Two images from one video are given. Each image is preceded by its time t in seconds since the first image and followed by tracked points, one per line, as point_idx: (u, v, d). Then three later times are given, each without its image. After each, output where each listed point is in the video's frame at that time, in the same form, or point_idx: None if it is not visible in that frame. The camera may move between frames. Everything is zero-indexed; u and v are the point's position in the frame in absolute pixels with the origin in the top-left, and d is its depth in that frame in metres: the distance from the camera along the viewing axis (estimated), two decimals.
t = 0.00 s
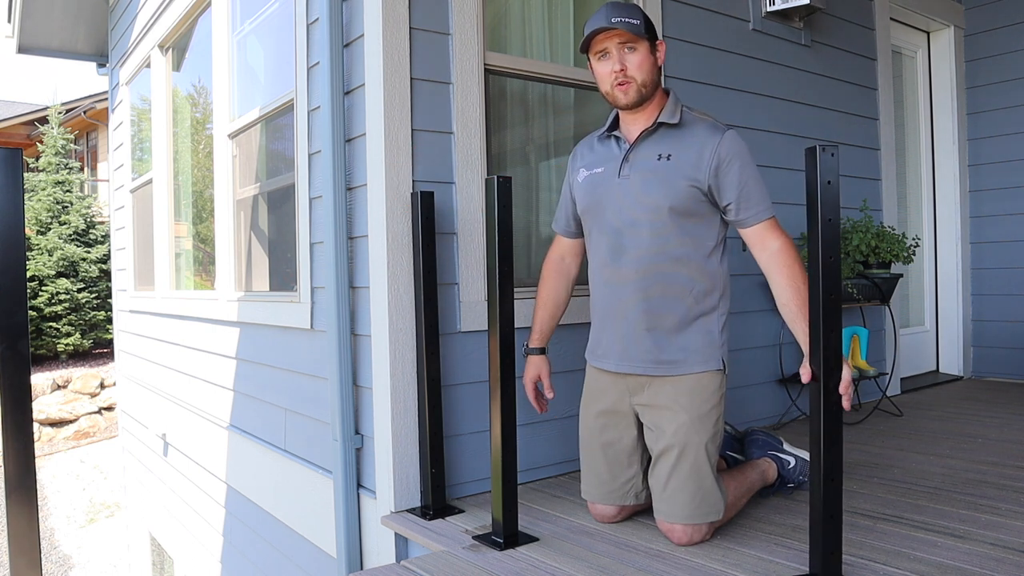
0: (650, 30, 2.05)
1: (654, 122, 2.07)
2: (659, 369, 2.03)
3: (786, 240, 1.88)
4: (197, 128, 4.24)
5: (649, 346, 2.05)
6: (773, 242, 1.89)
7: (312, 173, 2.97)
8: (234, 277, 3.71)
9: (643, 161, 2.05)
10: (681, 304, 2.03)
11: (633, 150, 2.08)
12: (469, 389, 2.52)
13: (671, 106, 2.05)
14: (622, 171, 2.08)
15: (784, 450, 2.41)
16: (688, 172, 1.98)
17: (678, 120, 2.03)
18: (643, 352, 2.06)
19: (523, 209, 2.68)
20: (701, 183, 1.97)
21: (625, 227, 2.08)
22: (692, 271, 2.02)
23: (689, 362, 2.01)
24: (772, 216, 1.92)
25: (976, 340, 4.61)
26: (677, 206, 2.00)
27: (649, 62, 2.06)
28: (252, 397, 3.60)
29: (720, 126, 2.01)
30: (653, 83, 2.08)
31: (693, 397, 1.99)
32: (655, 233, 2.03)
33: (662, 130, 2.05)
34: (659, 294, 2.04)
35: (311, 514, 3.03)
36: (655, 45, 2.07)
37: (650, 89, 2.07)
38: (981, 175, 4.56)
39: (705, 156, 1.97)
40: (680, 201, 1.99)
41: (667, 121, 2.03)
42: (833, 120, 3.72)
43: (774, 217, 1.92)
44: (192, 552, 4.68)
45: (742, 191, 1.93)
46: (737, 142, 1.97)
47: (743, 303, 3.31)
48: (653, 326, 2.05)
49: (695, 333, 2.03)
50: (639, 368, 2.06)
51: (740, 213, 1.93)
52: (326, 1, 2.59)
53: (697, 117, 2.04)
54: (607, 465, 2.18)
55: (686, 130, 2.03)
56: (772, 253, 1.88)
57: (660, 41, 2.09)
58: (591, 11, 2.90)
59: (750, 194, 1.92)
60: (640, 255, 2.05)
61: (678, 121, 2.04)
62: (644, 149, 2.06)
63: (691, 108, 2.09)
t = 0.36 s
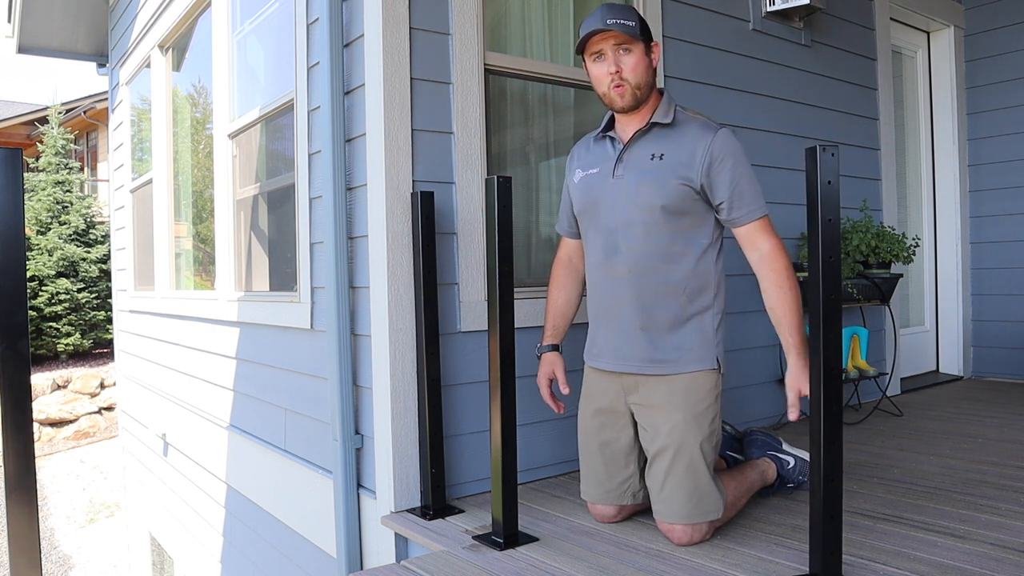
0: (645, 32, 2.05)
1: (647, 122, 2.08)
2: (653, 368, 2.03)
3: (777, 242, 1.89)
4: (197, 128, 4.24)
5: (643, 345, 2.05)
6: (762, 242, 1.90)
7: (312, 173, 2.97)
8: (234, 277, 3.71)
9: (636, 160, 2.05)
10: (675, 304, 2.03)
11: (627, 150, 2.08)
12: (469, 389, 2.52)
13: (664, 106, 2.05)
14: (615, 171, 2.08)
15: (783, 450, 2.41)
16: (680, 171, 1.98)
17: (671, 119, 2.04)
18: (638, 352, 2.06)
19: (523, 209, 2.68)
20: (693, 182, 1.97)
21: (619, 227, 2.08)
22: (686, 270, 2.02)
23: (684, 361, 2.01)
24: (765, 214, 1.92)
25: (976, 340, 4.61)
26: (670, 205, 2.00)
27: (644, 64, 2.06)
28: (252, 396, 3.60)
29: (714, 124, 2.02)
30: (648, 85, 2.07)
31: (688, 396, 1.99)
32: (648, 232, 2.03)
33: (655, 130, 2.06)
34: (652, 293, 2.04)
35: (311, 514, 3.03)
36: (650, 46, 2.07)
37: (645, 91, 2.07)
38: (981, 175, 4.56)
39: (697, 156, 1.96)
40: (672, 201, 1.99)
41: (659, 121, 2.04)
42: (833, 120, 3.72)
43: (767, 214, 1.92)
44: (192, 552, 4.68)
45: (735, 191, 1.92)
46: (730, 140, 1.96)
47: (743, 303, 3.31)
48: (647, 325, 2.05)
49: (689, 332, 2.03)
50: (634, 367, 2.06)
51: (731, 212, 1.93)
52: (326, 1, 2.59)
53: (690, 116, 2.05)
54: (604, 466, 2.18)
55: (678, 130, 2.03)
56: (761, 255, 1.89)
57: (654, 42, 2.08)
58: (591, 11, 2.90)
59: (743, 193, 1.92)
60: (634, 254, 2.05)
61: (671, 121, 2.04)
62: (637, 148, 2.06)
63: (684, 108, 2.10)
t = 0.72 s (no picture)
0: (646, 34, 2.05)
1: (648, 122, 2.08)
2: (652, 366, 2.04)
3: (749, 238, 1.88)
4: (197, 128, 4.24)
5: (644, 342, 2.05)
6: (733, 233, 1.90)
7: (312, 173, 2.97)
8: (234, 277, 3.71)
9: (636, 158, 2.05)
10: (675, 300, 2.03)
11: (627, 148, 2.09)
12: (470, 389, 2.52)
13: (664, 106, 2.07)
14: (616, 169, 2.09)
15: (784, 450, 2.40)
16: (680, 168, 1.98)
17: (671, 119, 2.05)
18: (639, 349, 2.06)
19: (523, 209, 2.68)
20: (691, 179, 1.97)
21: (619, 225, 2.09)
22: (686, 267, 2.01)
23: (684, 358, 2.00)
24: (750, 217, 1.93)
25: (976, 340, 4.61)
26: (670, 201, 1.99)
27: (645, 66, 2.07)
28: (252, 396, 3.60)
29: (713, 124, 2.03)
30: (649, 86, 2.08)
31: (688, 396, 1.99)
32: (648, 230, 2.03)
33: (656, 129, 2.07)
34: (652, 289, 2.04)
35: (310, 514, 3.03)
36: (650, 48, 2.07)
37: (645, 92, 2.07)
38: (981, 175, 4.56)
39: (696, 154, 1.97)
40: (671, 198, 1.99)
41: (661, 121, 2.06)
42: (833, 120, 3.72)
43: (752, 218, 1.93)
44: (191, 552, 4.68)
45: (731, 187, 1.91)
46: (727, 139, 1.96)
47: (743, 303, 3.31)
48: (649, 322, 2.05)
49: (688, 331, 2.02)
50: (636, 364, 2.06)
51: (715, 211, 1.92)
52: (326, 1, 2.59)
53: (690, 116, 2.06)
54: (604, 465, 2.18)
55: (678, 129, 2.04)
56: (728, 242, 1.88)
57: (655, 44, 2.08)
58: (592, 11, 2.91)
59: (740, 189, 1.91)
60: (635, 253, 2.06)
61: (672, 121, 2.06)
62: (637, 147, 2.07)
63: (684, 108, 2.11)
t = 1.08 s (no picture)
0: (637, 34, 2.02)
1: (642, 121, 2.08)
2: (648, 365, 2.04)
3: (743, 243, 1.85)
4: (197, 128, 4.24)
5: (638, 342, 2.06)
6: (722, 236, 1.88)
7: (312, 173, 2.97)
8: (234, 277, 3.71)
9: (629, 159, 2.06)
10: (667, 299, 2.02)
11: (621, 148, 2.09)
12: (469, 389, 2.52)
13: (658, 105, 2.06)
14: (610, 170, 2.10)
15: (783, 450, 2.40)
16: (669, 167, 1.98)
17: (664, 118, 2.04)
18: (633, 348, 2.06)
19: (523, 208, 2.68)
20: (680, 177, 1.96)
21: (612, 225, 2.09)
22: (678, 265, 2.00)
23: (677, 357, 2.00)
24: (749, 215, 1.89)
25: (977, 340, 4.61)
26: (660, 202, 1.99)
27: (636, 67, 2.05)
28: (252, 396, 3.60)
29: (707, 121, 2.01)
30: (640, 87, 2.06)
31: (684, 397, 1.99)
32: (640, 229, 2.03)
33: (649, 129, 2.07)
34: (643, 290, 2.04)
35: (311, 514, 3.03)
36: (642, 48, 2.04)
37: (636, 94, 2.06)
38: (981, 175, 4.56)
39: (685, 152, 1.96)
40: (660, 197, 1.99)
41: (653, 120, 2.05)
42: (832, 120, 3.72)
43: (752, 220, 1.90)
44: (191, 552, 4.68)
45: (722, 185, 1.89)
46: (718, 136, 1.94)
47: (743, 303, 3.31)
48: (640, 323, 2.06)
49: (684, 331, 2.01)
50: (627, 364, 2.07)
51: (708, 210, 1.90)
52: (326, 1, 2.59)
53: (683, 114, 2.04)
54: (602, 465, 2.18)
55: (671, 128, 2.03)
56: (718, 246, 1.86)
57: (647, 43, 2.06)
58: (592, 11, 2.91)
59: (729, 185, 1.88)
60: (627, 252, 2.06)
61: (664, 119, 2.05)
62: (630, 147, 2.07)
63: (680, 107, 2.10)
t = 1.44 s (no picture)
0: (613, 44, 2.03)
1: (645, 122, 2.07)
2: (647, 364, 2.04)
3: (729, 253, 1.83)
4: (197, 128, 4.24)
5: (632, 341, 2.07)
6: (708, 249, 1.87)
7: (312, 173, 2.97)
8: (234, 277, 3.71)
9: (629, 158, 2.06)
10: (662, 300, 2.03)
11: (624, 147, 2.09)
12: (469, 389, 2.52)
13: (663, 107, 2.04)
14: (612, 168, 2.10)
15: (783, 450, 2.40)
16: (666, 170, 1.97)
17: (667, 120, 2.02)
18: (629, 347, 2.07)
19: (523, 208, 2.68)
20: (675, 180, 1.96)
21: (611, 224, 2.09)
22: (674, 268, 2.01)
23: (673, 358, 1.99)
24: (744, 224, 1.86)
25: (976, 340, 4.61)
26: (655, 204, 1.99)
27: (613, 76, 2.07)
28: (252, 396, 3.60)
29: (711, 124, 1.98)
30: (620, 95, 2.08)
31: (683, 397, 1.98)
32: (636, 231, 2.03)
33: (651, 130, 2.05)
34: (637, 291, 2.05)
35: (310, 514, 3.03)
36: (621, 57, 2.05)
37: (615, 102, 2.09)
38: (981, 175, 4.56)
39: (682, 155, 1.94)
40: (655, 199, 1.99)
41: (657, 122, 2.03)
42: (832, 120, 3.72)
43: (746, 227, 1.86)
44: (192, 552, 4.68)
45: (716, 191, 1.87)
46: (718, 140, 1.92)
47: (743, 303, 3.31)
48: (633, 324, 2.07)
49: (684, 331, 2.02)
50: (619, 360, 2.09)
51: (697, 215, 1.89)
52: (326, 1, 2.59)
53: (688, 117, 2.01)
54: (602, 464, 2.18)
55: (672, 130, 2.01)
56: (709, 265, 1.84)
57: (630, 50, 2.05)
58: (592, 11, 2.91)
59: (724, 192, 1.86)
60: (623, 252, 2.06)
61: (667, 121, 2.03)
62: (632, 146, 2.07)
63: (689, 108, 2.06)
